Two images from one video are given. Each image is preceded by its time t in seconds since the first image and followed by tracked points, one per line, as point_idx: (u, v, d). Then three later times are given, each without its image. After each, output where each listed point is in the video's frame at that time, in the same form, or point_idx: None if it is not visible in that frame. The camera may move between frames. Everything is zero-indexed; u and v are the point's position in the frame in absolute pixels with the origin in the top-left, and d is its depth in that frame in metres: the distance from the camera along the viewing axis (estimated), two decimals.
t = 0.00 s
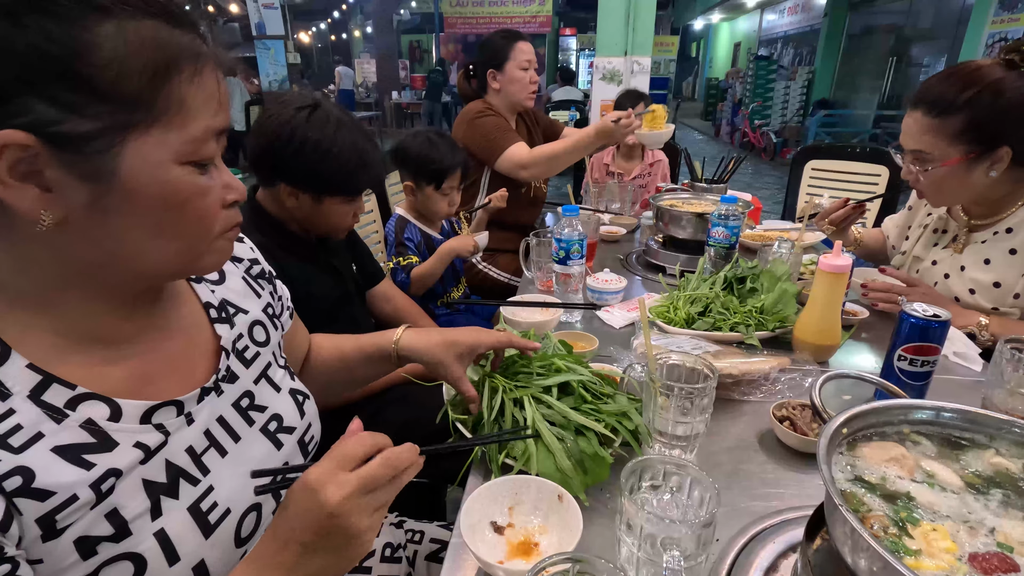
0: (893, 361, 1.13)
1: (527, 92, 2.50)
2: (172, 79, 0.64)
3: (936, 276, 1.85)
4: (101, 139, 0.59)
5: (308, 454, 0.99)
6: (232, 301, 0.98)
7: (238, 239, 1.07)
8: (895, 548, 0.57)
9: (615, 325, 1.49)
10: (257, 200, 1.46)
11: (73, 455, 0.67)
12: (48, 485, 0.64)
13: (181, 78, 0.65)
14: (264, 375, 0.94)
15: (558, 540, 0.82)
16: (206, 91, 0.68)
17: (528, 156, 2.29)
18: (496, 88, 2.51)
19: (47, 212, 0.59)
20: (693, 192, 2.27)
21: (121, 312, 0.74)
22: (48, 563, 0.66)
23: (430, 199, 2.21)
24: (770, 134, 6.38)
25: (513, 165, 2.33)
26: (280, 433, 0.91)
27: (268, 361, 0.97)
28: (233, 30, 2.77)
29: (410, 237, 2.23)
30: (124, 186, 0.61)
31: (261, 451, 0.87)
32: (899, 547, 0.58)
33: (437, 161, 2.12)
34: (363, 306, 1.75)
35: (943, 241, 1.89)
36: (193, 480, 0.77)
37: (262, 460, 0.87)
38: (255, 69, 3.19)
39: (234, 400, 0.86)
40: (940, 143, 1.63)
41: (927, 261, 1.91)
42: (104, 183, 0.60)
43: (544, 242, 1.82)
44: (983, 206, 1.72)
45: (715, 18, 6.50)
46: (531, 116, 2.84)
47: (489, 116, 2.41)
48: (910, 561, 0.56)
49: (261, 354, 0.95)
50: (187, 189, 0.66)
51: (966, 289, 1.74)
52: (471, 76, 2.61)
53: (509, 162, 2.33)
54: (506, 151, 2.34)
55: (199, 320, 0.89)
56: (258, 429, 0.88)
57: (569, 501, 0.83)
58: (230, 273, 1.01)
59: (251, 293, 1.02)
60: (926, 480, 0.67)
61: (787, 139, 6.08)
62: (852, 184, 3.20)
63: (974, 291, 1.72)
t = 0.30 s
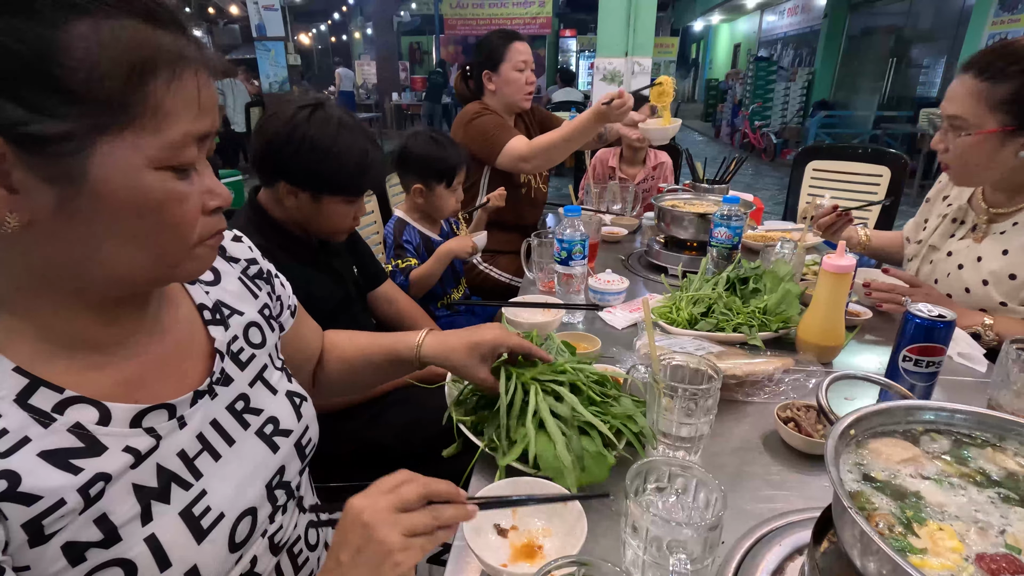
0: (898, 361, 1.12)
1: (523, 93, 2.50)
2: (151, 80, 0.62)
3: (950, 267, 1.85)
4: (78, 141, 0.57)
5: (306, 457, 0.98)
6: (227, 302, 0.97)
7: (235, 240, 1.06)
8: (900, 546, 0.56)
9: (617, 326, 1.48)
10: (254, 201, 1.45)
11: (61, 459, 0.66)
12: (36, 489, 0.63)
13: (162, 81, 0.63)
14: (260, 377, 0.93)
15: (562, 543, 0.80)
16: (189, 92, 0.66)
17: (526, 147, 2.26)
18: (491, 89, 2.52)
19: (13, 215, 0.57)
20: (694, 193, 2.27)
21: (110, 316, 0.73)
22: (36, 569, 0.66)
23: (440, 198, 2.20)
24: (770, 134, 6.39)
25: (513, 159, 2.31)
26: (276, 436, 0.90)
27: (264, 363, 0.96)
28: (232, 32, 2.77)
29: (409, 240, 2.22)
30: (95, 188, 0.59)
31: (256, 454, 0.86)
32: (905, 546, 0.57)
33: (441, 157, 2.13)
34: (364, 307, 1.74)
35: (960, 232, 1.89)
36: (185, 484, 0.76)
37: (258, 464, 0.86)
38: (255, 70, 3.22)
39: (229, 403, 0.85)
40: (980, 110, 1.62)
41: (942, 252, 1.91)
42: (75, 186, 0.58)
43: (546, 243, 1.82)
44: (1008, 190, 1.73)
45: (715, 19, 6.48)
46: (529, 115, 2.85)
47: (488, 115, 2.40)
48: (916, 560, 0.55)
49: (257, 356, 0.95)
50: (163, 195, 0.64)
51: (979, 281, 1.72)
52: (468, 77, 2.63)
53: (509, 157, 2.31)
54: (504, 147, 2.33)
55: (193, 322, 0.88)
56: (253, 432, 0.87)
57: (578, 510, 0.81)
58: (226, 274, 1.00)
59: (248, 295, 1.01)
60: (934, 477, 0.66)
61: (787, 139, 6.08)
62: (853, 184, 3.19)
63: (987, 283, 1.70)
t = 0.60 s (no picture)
0: (895, 363, 1.13)
1: (521, 97, 2.50)
2: (138, 85, 0.63)
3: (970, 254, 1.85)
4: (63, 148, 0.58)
5: (307, 456, 0.99)
6: (228, 303, 0.98)
7: (235, 242, 1.07)
8: (895, 547, 0.57)
9: (616, 327, 1.49)
10: (252, 203, 1.46)
11: (69, 459, 0.67)
12: (45, 488, 0.64)
13: (150, 86, 0.64)
14: (261, 377, 0.94)
15: (561, 544, 0.81)
16: (182, 96, 0.67)
17: (521, 146, 2.27)
18: (489, 92, 2.53)
19: (7, 222, 0.58)
20: (693, 195, 2.27)
21: (112, 318, 0.73)
22: (46, 567, 0.66)
23: (429, 198, 2.20)
24: (770, 136, 6.40)
25: (508, 157, 2.32)
26: (278, 435, 0.91)
27: (265, 362, 0.97)
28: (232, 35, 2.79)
29: (410, 240, 2.23)
30: (88, 193, 0.60)
31: (258, 453, 0.86)
32: (899, 547, 0.58)
33: (430, 157, 2.13)
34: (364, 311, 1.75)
35: (985, 219, 1.89)
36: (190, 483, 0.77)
37: (260, 463, 0.86)
38: (256, 72, 3.27)
39: (231, 403, 0.86)
40: None
41: (965, 239, 1.91)
42: (65, 193, 0.59)
43: (546, 244, 1.83)
44: None
45: (715, 21, 6.47)
46: (529, 117, 2.88)
47: (484, 116, 2.42)
48: (910, 560, 0.56)
49: (258, 356, 0.95)
50: (154, 199, 0.65)
51: (1000, 266, 1.75)
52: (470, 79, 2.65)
53: (506, 154, 2.32)
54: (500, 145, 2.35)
55: (194, 323, 0.89)
56: (256, 431, 0.88)
57: (578, 511, 0.81)
58: (227, 275, 1.01)
59: (248, 296, 1.02)
60: (926, 478, 0.67)
61: (787, 141, 6.11)
62: (852, 186, 3.19)
63: (1008, 267, 1.73)
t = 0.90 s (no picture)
0: (887, 362, 1.14)
1: (523, 99, 2.51)
2: (140, 91, 0.63)
3: (978, 247, 1.86)
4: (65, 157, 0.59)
5: (307, 453, 1.00)
6: (229, 302, 0.99)
7: (236, 242, 1.09)
8: (878, 540, 0.58)
9: (612, 327, 1.50)
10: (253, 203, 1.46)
11: (73, 454, 0.68)
12: (50, 482, 0.65)
13: (151, 93, 0.64)
14: (262, 374, 0.95)
15: (555, 540, 0.82)
16: (183, 102, 0.68)
17: (524, 156, 2.28)
18: (492, 94, 2.54)
19: (12, 225, 0.59)
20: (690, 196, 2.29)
21: (112, 316, 0.74)
22: (49, 559, 0.67)
23: (438, 194, 2.22)
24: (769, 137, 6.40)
25: (510, 165, 2.33)
26: (278, 432, 0.92)
27: (266, 360, 0.98)
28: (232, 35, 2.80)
29: (413, 238, 2.25)
30: (90, 197, 0.61)
31: (258, 449, 0.87)
32: (883, 540, 0.59)
33: (434, 154, 2.16)
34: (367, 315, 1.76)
35: (994, 214, 1.89)
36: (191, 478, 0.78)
37: (260, 459, 0.88)
38: (256, 73, 3.29)
39: (231, 399, 0.87)
40: None
41: (973, 234, 1.91)
42: (68, 199, 0.60)
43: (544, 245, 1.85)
44: None
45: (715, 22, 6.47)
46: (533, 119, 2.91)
47: (488, 120, 2.42)
48: (892, 553, 0.57)
49: (259, 354, 0.96)
50: (155, 206, 0.66)
51: (1007, 257, 1.74)
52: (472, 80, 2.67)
53: (507, 165, 2.33)
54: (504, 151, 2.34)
55: (196, 322, 0.90)
56: (255, 428, 0.89)
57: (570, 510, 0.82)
58: (228, 274, 1.02)
59: (249, 295, 1.03)
60: (911, 473, 0.68)
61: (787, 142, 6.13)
62: (851, 187, 3.20)
63: (1016, 257, 1.72)
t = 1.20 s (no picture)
0: (886, 361, 1.14)
1: (525, 102, 2.52)
2: (183, 106, 0.66)
3: (977, 241, 1.86)
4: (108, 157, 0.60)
5: (309, 450, 1.00)
6: (232, 299, 0.99)
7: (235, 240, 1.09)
8: (875, 536, 0.58)
9: (611, 327, 1.50)
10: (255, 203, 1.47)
11: (75, 450, 0.68)
12: (52, 479, 0.65)
13: (193, 101, 0.67)
14: (264, 371, 0.95)
15: (553, 539, 0.82)
16: (215, 114, 0.70)
17: (528, 160, 2.28)
18: (493, 96, 2.54)
19: (42, 223, 0.59)
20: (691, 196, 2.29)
21: (117, 316, 0.74)
22: (50, 558, 0.67)
23: (438, 194, 2.22)
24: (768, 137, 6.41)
25: (513, 169, 2.32)
26: (280, 429, 0.92)
27: (267, 357, 0.98)
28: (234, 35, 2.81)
29: (416, 236, 2.24)
30: (128, 200, 0.62)
31: (260, 446, 0.88)
32: (880, 536, 0.59)
33: (434, 155, 2.16)
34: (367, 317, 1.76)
35: (995, 211, 1.89)
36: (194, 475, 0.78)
37: (262, 456, 0.88)
38: (256, 74, 3.30)
39: (233, 396, 0.87)
40: None
41: (974, 230, 1.91)
42: (104, 200, 0.61)
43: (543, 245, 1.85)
44: None
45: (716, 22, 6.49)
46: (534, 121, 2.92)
47: (491, 123, 2.43)
48: (889, 549, 0.57)
49: (260, 350, 0.97)
50: (186, 206, 0.68)
51: (1007, 251, 1.75)
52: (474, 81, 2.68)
53: (509, 167, 2.32)
54: (507, 154, 2.34)
55: (199, 319, 0.90)
56: (257, 425, 0.89)
57: (569, 509, 0.82)
58: (228, 271, 1.03)
59: (249, 293, 1.03)
60: (907, 471, 0.68)
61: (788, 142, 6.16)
62: (849, 187, 3.20)
63: (1015, 251, 1.73)
